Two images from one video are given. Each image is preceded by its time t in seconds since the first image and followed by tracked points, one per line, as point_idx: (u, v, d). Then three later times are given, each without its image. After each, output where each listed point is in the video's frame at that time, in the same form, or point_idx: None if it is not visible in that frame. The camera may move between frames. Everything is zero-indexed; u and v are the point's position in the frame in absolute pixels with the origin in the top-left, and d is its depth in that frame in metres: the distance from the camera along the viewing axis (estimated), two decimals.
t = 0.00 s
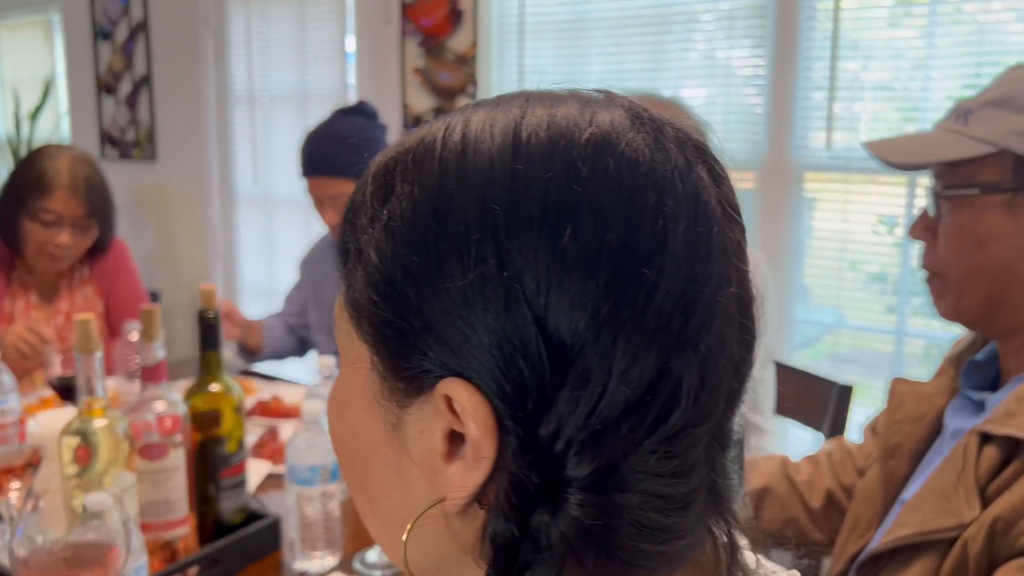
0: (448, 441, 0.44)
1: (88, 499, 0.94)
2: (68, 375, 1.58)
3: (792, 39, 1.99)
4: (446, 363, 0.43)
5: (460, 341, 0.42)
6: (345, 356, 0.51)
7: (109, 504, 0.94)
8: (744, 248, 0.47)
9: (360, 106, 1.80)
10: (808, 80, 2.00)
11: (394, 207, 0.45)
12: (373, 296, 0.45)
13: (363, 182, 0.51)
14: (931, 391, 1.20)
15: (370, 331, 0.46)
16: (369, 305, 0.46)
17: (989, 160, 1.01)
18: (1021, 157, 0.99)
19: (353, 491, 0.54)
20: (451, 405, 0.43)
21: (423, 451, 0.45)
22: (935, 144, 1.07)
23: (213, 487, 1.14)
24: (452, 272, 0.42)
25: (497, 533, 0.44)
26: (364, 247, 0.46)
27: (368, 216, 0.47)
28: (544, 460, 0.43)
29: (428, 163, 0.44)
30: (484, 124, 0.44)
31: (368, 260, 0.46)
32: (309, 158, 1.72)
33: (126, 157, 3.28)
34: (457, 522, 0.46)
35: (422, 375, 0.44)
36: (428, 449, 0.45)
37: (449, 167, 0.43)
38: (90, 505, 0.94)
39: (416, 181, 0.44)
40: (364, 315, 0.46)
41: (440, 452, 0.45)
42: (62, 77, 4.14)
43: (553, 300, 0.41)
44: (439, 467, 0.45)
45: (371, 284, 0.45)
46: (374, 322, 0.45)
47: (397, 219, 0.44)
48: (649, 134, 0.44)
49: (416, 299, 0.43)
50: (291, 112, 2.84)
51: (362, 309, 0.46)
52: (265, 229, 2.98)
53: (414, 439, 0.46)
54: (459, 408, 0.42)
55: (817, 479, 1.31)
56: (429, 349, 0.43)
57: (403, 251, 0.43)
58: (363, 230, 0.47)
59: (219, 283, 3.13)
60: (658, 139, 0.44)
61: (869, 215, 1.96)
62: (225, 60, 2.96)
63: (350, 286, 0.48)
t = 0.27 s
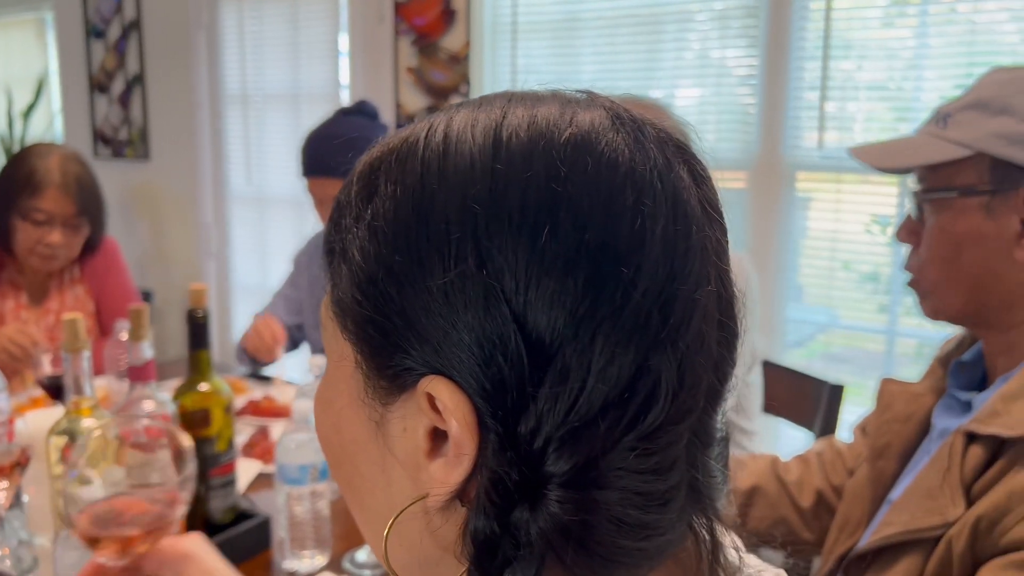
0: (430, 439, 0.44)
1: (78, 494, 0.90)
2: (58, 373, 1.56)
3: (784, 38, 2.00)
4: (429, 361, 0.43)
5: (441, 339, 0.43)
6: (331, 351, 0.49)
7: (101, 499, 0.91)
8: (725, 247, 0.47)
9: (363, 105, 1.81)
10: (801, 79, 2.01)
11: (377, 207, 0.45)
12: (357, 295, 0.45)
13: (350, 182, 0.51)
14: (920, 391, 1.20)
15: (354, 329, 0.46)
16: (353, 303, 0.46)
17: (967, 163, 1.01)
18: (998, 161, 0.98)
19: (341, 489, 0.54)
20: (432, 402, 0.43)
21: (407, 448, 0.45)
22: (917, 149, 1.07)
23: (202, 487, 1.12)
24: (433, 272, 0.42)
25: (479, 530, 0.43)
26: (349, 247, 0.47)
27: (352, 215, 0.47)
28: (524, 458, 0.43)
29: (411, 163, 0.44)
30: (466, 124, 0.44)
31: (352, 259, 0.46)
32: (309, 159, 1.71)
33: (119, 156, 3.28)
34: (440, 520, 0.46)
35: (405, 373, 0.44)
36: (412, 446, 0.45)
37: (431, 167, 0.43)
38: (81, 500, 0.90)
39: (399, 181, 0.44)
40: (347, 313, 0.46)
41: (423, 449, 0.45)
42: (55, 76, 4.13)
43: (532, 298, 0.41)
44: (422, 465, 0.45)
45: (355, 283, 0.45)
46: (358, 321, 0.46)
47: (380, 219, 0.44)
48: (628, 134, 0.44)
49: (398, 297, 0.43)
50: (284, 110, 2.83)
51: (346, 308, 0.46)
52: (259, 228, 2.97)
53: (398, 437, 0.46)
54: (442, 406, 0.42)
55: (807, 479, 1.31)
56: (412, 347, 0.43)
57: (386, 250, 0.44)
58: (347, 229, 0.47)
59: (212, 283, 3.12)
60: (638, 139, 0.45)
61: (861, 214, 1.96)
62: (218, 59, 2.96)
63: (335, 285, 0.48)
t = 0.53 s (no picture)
0: (441, 448, 0.44)
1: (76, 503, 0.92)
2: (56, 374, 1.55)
3: (783, 37, 1.99)
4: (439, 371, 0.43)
5: (452, 349, 0.42)
6: (339, 360, 0.49)
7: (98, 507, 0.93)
8: (734, 254, 0.47)
9: (373, 109, 1.79)
10: (799, 80, 2.01)
11: (387, 217, 0.45)
12: (368, 305, 0.45)
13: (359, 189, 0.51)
14: (917, 396, 1.20)
15: (364, 339, 0.46)
16: (363, 313, 0.46)
17: (971, 166, 1.01)
18: (1002, 162, 0.98)
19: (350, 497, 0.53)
20: (443, 412, 0.43)
21: (417, 458, 0.45)
22: (916, 150, 1.07)
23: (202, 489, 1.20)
24: (443, 282, 0.42)
25: (490, 539, 0.43)
26: (358, 257, 0.47)
27: (361, 225, 0.47)
28: (536, 467, 0.43)
29: (420, 174, 0.44)
30: (474, 134, 0.44)
31: (362, 269, 0.46)
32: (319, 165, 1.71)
33: (117, 157, 3.27)
34: (451, 529, 0.46)
35: (415, 383, 0.44)
36: (422, 456, 0.45)
37: (440, 177, 0.43)
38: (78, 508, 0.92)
39: (409, 191, 0.44)
40: (357, 323, 0.47)
41: (434, 459, 0.45)
42: (53, 76, 4.12)
43: (543, 308, 0.41)
44: (433, 474, 0.45)
45: (365, 293, 0.46)
46: (369, 331, 0.46)
47: (390, 229, 0.44)
48: (636, 142, 0.44)
49: (409, 307, 0.43)
50: (282, 111, 2.83)
51: (357, 317, 0.47)
52: (257, 228, 2.97)
53: (408, 447, 0.46)
54: (452, 416, 0.42)
55: (806, 482, 1.31)
56: (423, 357, 0.43)
57: (396, 261, 0.44)
58: (357, 238, 0.47)
59: (211, 284, 3.12)
60: (647, 147, 0.44)
61: (860, 214, 1.96)
62: (216, 58, 2.95)
63: (345, 294, 0.48)
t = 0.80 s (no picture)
0: (482, 451, 0.45)
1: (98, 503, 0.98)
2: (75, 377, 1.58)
3: (795, 38, 1.99)
4: (482, 375, 0.43)
5: (495, 354, 0.43)
6: (379, 363, 0.50)
7: (119, 507, 0.99)
8: (773, 259, 0.47)
9: (391, 116, 1.88)
10: (811, 81, 2.00)
11: (428, 222, 0.45)
12: (410, 310, 0.46)
13: (397, 194, 0.52)
14: (934, 398, 1.19)
15: (405, 343, 0.46)
16: (405, 318, 0.46)
17: (1010, 167, 0.98)
18: None
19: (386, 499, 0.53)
20: (484, 416, 0.44)
21: (458, 462, 0.45)
22: (939, 147, 1.06)
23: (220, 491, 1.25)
24: (486, 287, 0.42)
25: (533, 542, 0.44)
26: (400, 262, 0.47)
27: (403, 231, 0.48)
28: (579, 471, 0.43)
29: (462, 179, 0.44)
30: (516, 140, 0.44)
31: (403, 274, 0.46)
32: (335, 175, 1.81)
33: (129, 159, 3.29)
34: (492, 532, 0.46)
35: (457, 387, 0.45)
36: (462, 459, 0.45)
37: (482, 183, 0.43)
38: (100, 509, 0.98)
39: (450, 197, 0.44)
40: (399, 327, 0.47)
41: (474, 462, 0.45)
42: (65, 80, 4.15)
43: (586, 314, 0.41)
44: (473, 477, 0.45)
45: (406, 298, 0.46)
46: (409, 335, 0.46)
47: (432, 234, 0.44)
48: (677, 148, 0.45)
49: (452, 312, 0.44)
50: (293, 113, 2.83)
51: (398, 321, 0.47)
52: (267, 230, 2.97)
53: (448, 450, 0.46)
54: (494, 419, 0.43)
55: (821, 484, 1.31)
56: (465, 361, 0.44)
57: (438, 265, 0.44)
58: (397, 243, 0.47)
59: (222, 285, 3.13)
60: (688, 153, 0.45)
61: (872, 214, 1.96)
62: (227, 60, 2.96)
63: (385, 298, 0.48)
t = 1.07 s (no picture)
0: (541, 455, 0.45)
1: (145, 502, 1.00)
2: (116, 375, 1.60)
3: (828, 39, 1.97)
4: (542, 378, 0.43)
5: (555, 358, 0.43)
6: (438, 366, 0.50)
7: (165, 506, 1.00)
8: (836, 262, 0.47)
9: (429, 120, 1.92)
10: (845, 81, 1.99)
11: (487, 226, 0.46)
12: (469, 314, 0.46)
13: (454, 197, 0.52)
14: (977, 402, 1.17)
15: (465, 346, 0.47)
16: (465, 322, 0.47)
17: None
18: None
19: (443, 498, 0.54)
20: (544, 419, 0.44)
21: (517, 465, 0.46)
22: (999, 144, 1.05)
23: (260, 489, 1.27)
24: (547, 291, 0.42)
25: (593, 546, 0.45)
26: (459, 266, 0.48)
27: (462, 236, 0.48)
28: (641, 475, 0.43)
29: (521, 184, 0.45)
30: (575, 145, 0.45)
31: (462, 277, 0.47)
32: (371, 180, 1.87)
33: (163, 162, 3.34)
34: (551, 535, 0.47)
35: (517, 391, 0.45)
36: (521, 462, 0.46)
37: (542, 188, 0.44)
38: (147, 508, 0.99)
39: (509, 201, 0.45)
40: (459, 331, 0.47)
41: (533, 465, 0.45)
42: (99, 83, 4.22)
43: (649, 318, 0.41)
44: (532, 480, 0.46)
45: (466, 302, 0.46)
46: (469, 338, 0.46)
47: (491, 238, 0.45)
48: (738, 152, 0.45)
49: (512, 316, 0.44)
50: (324, 115, 2.86)
51: (457, 324, 0.47)
52: (299, 232, 3.01)
53: (507, 453, 0.46)
54: (553, 422, 0.43)
55: (859, 488, 1.30)
56: (525, 365, 0.44)
57: (499, 269, 0.44)
58: (456, 247, 0.48)
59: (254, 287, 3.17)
60: (749, 157, 0.45)
61: (906, 216, 1.93)
62: (260, 64, 2.99)
63: (444, 301, 0.49)
